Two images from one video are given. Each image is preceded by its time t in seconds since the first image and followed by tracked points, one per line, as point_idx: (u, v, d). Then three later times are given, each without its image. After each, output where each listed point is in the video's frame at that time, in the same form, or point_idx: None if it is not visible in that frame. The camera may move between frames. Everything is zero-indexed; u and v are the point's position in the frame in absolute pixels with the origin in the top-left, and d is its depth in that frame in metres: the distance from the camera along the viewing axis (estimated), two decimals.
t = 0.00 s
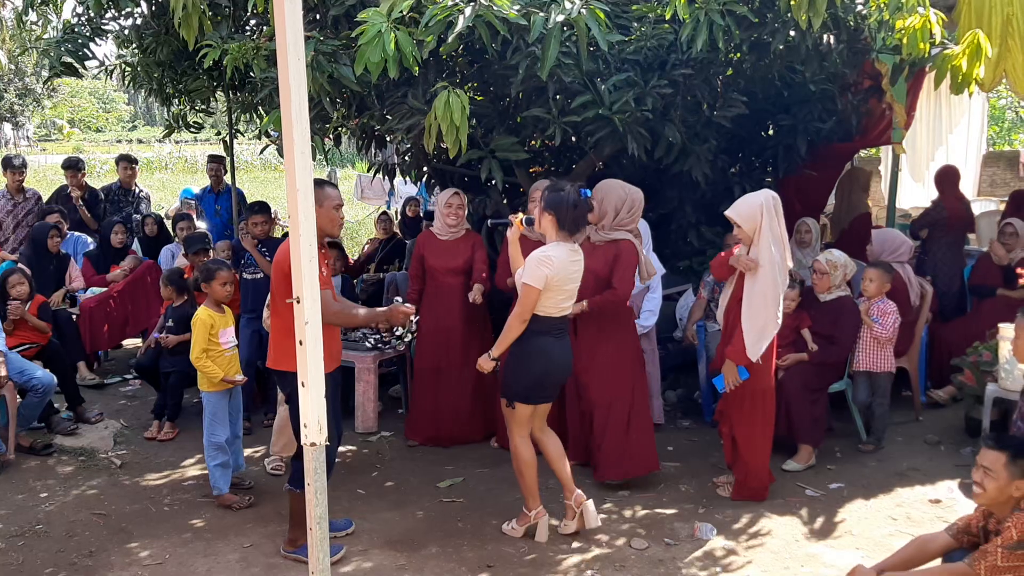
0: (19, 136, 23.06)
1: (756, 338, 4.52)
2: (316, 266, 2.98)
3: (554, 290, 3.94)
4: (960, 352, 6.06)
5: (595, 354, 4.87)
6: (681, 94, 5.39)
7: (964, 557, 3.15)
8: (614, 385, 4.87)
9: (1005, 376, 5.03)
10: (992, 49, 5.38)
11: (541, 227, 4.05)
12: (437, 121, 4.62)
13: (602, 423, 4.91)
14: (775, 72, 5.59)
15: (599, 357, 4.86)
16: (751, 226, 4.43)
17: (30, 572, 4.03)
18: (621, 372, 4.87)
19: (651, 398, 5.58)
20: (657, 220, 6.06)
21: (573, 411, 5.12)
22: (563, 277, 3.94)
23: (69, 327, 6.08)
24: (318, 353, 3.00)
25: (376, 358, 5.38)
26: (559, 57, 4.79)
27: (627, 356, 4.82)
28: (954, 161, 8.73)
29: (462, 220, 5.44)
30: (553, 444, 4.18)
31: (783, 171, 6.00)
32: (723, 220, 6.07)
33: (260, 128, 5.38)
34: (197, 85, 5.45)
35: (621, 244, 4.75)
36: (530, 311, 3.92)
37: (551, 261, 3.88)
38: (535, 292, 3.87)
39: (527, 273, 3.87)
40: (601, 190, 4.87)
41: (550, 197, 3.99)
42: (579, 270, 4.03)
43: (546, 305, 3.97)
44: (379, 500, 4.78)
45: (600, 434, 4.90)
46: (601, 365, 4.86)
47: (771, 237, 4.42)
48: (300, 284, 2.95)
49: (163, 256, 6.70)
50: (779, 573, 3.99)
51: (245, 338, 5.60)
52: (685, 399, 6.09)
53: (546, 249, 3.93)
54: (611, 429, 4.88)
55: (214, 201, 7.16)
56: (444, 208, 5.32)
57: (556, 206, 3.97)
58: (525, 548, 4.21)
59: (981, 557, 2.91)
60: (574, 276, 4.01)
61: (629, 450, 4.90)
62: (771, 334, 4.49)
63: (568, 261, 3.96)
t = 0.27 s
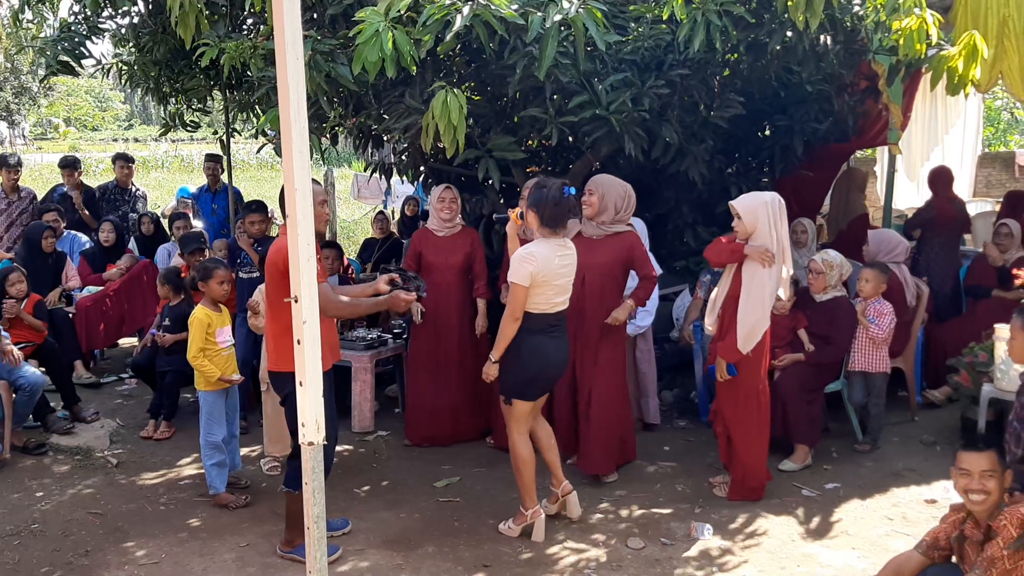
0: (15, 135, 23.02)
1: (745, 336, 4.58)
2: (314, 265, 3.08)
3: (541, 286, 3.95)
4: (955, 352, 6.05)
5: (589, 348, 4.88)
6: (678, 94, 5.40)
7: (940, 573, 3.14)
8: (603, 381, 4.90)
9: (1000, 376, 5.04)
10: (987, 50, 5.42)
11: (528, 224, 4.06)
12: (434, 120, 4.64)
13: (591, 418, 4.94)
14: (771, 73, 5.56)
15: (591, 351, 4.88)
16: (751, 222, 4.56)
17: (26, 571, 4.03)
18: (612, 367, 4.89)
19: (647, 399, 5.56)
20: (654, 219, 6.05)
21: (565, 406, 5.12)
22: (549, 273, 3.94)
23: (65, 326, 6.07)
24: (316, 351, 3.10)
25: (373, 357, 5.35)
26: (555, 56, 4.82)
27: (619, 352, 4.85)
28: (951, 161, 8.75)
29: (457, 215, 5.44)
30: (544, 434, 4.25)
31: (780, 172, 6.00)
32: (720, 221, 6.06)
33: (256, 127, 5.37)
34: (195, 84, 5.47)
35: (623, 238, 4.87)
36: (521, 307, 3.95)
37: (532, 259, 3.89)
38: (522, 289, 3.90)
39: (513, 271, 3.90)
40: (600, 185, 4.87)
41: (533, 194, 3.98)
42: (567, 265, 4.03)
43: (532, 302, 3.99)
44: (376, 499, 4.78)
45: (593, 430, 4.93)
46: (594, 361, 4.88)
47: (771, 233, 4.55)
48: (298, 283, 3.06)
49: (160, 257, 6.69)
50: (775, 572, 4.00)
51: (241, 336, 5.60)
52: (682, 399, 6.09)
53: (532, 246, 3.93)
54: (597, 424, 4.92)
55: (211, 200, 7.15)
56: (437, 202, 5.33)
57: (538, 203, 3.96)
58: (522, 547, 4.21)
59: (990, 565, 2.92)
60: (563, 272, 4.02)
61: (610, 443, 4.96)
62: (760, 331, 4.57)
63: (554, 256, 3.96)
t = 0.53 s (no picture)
0: (11, 133, 22.93)
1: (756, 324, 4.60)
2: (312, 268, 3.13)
3: (550, 286, 3.90)
4: (959, 354, 5.97)
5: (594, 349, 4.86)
6: (679, 92, 5.34)
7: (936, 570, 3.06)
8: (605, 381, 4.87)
9: (1004, 378, 4.99)
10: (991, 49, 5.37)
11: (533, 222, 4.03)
12: (433, 118, 4.60)
13: (592, 419, 4.90)
14: (774, 71, 5.50)
15: (596, 352, 4.86)
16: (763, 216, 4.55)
17: (18, 574, 3.97)
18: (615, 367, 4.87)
19: (647, 401, 5.51)
20: (654, 219, 5.99)
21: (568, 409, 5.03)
22: (557, 272, 3.90)
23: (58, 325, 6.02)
24: (314, 353, 3.13)
25: (371, 357, 5.34)
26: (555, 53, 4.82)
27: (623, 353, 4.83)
28: (954, 161, 8.71)
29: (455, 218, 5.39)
30: (553, 431, 4.22)
31: (782, 171, 5.91)
32: (721, 220, 5.99)
33: (253, 124, 5.31)
34: (190, 81, 5.39)
35: (627, 240, 4.87)
36: (529, 308, 3.86)
37: (540, 257, 3.83)
38: (529, 289, 3.84)
39: (521, 270, 3.84)
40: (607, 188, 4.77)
41: (538, 192, 3.96)
42: (574, 263, 3.99)
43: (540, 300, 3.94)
44: (374, 500, 4.72)
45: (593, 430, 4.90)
46: (596, 362, 4.86)
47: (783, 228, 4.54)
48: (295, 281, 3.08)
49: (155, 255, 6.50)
50: None
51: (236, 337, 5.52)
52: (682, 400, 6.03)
53: (538, 246, 3.88)
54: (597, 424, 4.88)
55: (206, 198, 7.05)
56: (436, 205, 5.26)
57: (544, 201, 3.93)
58: (521, 551, 4.15)
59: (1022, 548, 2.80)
60: (569, 270, 3.97)
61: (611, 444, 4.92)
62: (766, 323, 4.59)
63: (562, 254, 3.91)
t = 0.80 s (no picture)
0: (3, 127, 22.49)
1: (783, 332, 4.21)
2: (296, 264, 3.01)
3: (576, 286, 3.58)
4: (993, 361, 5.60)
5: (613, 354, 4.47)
6: (693, 78, 4.94)
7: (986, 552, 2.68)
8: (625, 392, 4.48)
9: None
10: None
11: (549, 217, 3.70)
12: (427, 105, 4.23)
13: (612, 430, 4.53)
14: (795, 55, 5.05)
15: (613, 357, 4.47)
16: (780, 212, 4.17)
17: None
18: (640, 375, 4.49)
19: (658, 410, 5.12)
20: (665, 214, 5.58)
21: (582, 421, 4.58)
22: (583, 271, 3.59)
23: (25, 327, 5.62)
24: (298, 353, 3.04)
25: (359, 363, 4.90)
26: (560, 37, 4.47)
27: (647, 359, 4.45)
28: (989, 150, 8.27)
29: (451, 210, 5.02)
30: (566, 444, 3.88)
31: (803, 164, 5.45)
32: (737, 216, 5.57)
33: (232, 111, 4.91)
34: (165, 64, 4.98)
35: (643, 233, 4.47)
36: (558, 310, 3.52)
37: (569, 256, 3.52)
38: (557, 291, 3.50)
39: (547, 270, 3.50)
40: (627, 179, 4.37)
41: (556, 185, 3.63)
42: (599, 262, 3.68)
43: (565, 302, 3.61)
44: (361, 517, 4.34)
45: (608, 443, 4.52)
46: (614, 368, 4.48)
47: (806, 226, 4.17)
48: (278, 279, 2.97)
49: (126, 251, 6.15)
50: None
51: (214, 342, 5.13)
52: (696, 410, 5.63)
53: (561, 243, 3.55)
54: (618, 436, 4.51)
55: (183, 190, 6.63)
56: (430, 193, 4.88)
57: (565, 195, 3.61)
58: (520, 572, 3.78)
59: None
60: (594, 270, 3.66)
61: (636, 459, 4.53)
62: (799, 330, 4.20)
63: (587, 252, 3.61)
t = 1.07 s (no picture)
0: None
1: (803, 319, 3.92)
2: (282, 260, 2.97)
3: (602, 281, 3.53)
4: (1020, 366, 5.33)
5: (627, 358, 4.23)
6: (703, 65, 4.66)
7: None
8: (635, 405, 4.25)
9: None
10: None
11: (566, 211, 3.59)
12: (421, 94, 3.95)
13: (621, 442, 4.30)
14: (812, 42, 4.76)
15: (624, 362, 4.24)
16: (786, 208, 3.93)
17: None
18: (659, 384, 4.24)
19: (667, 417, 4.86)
20: (674, 208, 5.29)
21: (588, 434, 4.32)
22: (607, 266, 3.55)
23: None
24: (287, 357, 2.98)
25: (350, 366, 4.62)
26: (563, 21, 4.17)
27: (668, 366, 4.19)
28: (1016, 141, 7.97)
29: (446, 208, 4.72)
30: (570, 456, 3.67)
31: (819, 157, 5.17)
32: (749, 212, 5.28)
33: (216, 100, 4.64)
34: (145, 49, 4.70)
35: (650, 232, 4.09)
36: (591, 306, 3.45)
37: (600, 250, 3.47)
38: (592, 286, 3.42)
39: (582, 263, 3.42)
40: (643, 177, 4.06)
41: (578, 176, 3.54)
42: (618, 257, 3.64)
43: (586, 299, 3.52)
44: (350, 529, 4.08)
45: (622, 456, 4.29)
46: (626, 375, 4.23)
47: (812, 221, 3.94)
48: (265, 282, 2.93)
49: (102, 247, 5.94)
50: None
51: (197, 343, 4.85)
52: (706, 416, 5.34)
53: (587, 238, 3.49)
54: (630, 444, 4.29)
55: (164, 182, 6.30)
56: (425, 193, 4.58)
57: (589, 187, 3.56)
58: None
59: None
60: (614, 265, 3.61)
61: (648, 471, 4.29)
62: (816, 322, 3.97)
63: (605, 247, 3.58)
